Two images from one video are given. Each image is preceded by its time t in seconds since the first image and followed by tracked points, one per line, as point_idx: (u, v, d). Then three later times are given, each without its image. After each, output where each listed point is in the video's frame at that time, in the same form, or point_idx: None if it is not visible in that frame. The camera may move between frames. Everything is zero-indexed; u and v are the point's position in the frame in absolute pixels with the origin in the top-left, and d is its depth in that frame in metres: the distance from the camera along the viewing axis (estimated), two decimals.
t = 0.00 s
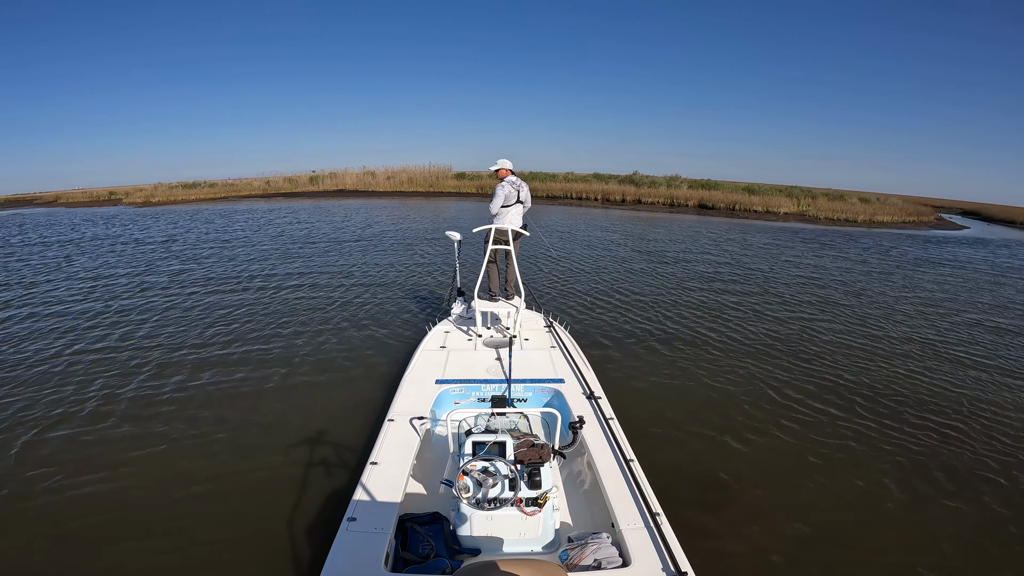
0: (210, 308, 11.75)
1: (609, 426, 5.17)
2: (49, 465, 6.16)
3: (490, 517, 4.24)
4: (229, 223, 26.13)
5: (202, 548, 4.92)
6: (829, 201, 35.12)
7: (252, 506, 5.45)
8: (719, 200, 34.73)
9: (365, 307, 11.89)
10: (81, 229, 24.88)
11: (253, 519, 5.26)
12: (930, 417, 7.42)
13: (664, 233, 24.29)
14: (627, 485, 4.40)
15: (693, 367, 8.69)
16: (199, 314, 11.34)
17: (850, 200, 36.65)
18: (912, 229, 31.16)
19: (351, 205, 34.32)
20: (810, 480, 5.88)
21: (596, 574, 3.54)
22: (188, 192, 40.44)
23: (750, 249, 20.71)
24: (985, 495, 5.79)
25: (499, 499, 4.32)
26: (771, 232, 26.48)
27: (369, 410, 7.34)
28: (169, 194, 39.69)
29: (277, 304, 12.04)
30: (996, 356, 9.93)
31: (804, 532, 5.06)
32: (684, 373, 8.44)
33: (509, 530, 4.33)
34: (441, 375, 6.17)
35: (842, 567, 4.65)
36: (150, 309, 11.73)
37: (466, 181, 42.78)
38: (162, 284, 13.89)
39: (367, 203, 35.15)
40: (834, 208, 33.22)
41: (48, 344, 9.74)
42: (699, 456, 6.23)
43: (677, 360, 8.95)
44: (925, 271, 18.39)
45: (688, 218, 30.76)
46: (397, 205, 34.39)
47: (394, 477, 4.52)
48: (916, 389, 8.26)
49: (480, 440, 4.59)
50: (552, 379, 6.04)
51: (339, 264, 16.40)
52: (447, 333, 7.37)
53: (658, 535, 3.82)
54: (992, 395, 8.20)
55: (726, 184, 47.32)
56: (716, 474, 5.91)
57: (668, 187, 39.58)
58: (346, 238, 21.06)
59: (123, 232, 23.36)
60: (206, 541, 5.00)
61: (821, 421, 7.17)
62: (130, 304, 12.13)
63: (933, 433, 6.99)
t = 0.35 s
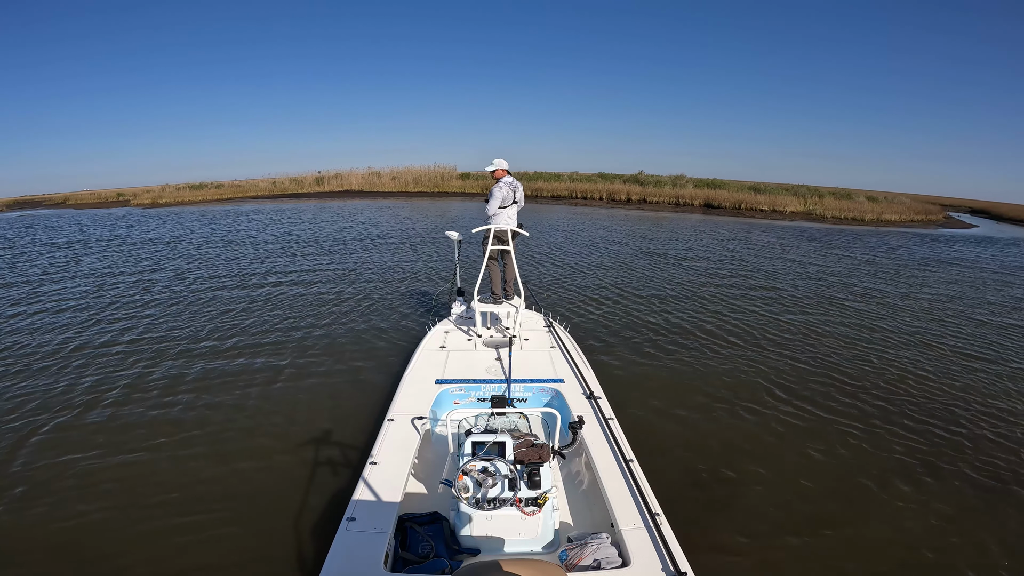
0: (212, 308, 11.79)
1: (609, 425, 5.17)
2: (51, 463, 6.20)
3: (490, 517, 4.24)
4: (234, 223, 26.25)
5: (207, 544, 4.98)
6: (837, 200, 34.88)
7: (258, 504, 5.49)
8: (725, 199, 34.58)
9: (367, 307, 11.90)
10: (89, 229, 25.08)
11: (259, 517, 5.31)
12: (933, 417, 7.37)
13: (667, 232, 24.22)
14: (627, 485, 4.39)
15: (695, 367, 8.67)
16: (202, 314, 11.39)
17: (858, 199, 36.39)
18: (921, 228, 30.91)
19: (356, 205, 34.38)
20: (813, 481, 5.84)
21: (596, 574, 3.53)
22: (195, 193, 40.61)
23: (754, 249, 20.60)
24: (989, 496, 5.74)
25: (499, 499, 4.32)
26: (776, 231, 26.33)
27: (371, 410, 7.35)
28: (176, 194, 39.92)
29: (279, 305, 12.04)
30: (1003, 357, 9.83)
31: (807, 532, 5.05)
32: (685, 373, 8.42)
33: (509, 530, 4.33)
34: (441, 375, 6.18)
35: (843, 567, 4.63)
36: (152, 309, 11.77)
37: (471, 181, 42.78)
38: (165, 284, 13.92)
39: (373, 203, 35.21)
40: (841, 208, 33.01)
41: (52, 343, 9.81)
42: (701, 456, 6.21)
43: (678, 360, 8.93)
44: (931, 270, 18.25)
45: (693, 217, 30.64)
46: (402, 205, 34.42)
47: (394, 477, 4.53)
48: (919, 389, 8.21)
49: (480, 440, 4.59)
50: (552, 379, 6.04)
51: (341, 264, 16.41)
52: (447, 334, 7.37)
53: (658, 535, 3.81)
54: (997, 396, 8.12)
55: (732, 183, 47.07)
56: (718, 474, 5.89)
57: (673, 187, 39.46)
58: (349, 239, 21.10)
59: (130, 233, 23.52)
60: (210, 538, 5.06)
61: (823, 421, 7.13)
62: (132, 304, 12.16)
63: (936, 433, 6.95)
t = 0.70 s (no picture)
0: (214, 306, 11.84)
1: (609, 425, 5.16)
2: (54, 459, 6.24)
3: (490, 517, 4.24)
4: (240, 222, 26.36)
5: (208, 543, 4.97)
6: (844, 202, 34.71)
7: (260, 503, 5.49)
8: (731, 200, 34.46)
9: (368, 306, 11.94)
10: (97, 227, 25.24)
11: (262, 514, 5.32)
12: (936, 420, 7.33)
13: (671, 233, 24.21)
14: (627, 485, 4.38)
15: (696, 368, 8.63)
16: (204, 312, 11.44)
17: (865, 201, 36.19)
18: (929, 230, 30.70)
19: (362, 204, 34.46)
20: (815, 483, 5.80)
21: (596, 574, 3.52)
22: (202, 192, 40.79)
23: (757, 250, 20.55)
24: (994, 500, 5.69)
25: (499, 499, 4.32)
26: (780, 233, 26.23)
27: (372, 409, 7.37)
28: (184, 193, 40.14)
29: (281, 303, 12.09)
30: (1008, 360, 9.77)
31: (810, 534, 5.01)
32: (687, 374, 8.39)
33: (509, 529, 4.33)
34: (441, 375, 6.19)
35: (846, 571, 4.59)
36: (155, 307, 11.83)
37: (477, 181, 42.79)
38: (168, 283, 13.98)
39: (378, 203, 35.28)
40: (849, 209, 32.85)
41: (56, 341, 9.88)
42: (702, 458, 6.18)
43: (680, 361, 8.90)
44: (936, 273, 18.15)
45: (699, 218, 30.58)
46: (408, 205, 34.52)
47: (394, 477, 4.53)
48: (923, 392, 8.16)
49: (480, 440, 4.58)
50: (552, 379, 6.04)
51: (344, 263, 16.47)
52: (447, 333, 7.38)
53: (658, 535, 3.80)
54: (1001, 399, 8.08)
55: (738, 185, 46.89)
56: (719, 475, 5.87)
57: (680, 188, 39.40)
58: (352, 238, 21.16)
59: (137, 231, 23.66)
60: (213, 537, 5.05)
61: (826, 423, 7.09)
62: (136, 302, 12.22)
63: (939, 436, 6.91)
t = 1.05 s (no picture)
0: (217, 303, 11.87)
1: (609, 425, 5.15)
2: (57, 454, 6.26)
3: (490, 517, 4.23)
4: (246, 219, 26.46)
5: (209, 539, 4.98)
6: (851, 206, 34.54)
7: (260, 500, 5.49)
8: (737, 203, 34.34)
9: (370, 304, 11.97)
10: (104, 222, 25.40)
11: (264, 512, 5.32)
12: (939, 426, 7.28)
13: (674, 236, 24.19)
14: (628, 485, 4.36)
15: (698, 371, 8.59)
16: (207, 308, 11.49)
17: (873, 206, 35.98)
18: (936, 236, 30.50)
19: (367, 203, 34.52)
20: (818, 489, 5.75)
21: (596, 574, 3.51)
22: (209, 188, 41.01)
23: (762, 253, 20.50)
24: (998, 507, 5.64)
25: (500, 499, 4.30)
26: (785, 237, 26.14)
27: (372, 407, 7.38)
28: (191, 189, 40.33)
29: (283, 300, 12.13)
30: (1013, 367, 9.70)
31: (814, 540, 4.97)
32: (688, 376, 8.34)
33: (509, 529, 4.32)
34: (441, 375, 6.18)
35: None
36: (158, 303, 11.87)
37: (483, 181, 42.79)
38: (172, 278, 14.04)
39: (384, 202, 35.36)
40: (856, 214, 32.68)
41: (59, 335, 9.93)
42: (704, 460, 6.14)
43: (681, 363, 8.85)
44: (941, 278, 18.05)
45: (704, 221, 30.49)
46: (413, 204, 34.57)
47: (394, 477, 4.53)
48: (925, 397, 8.11)
49: (480, 440, 4.57)
50: (552, 379, 6.03)
51: (346, 260, 16.51)
52: (447, 333, 7.37)
53: (658, 535, 3.79)
54: (1003, 405, 8.03)
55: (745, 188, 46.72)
56: (721, 478, 5.84)
57: (685, 191, 39.31)
58: (356, 236, 21.21)
59: (144, 226, 23.80)
60: (213, 534, 5.05)
61: (828, 428, 7.04)
62: (139, 297, 12.28)
63: (942, 442, 6.85)
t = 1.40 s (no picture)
0: (219, 302, 11.90)
1: (609, 425, 5.13)
2: (59, 452, 6.29)
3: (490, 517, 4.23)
4: (250, 218, 26.53)
5: (210, 539, 4.98)
6: (856, 208, 34.38)
7: (261, 500, 5.49)
8: (742, 205, 34.25)
9: (372, 303, 11.97)
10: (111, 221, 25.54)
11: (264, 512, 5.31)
12: (943, 428, 7.23)
13: (677, 236, 24.15)
14: (627, 485, 4.35)
15: (699, 371, 8.56)
16: (209, 307, 11.52)
17: (879, 207, 35.81)
18: (943, 238, 30.32)
19: (371, 203, 34.60)
20: (821, 491, 5.71)
21: (596, 573, 3.50)
22: (215, 188, 41.18)
23: (765, 255, 20.42)
24: (1003, 510, 5.59)
25: (500, 499, 4.29)
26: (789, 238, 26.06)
27: (373, 406, 7.38)
28: (197, 189, 40.53)
29: (285, 299, 12.14)
30: (1019, 370, 9.63)
31: (818, 543, 4.93)
32: (690, 377, 8.31)
33: (509, 529, 4.32)
34: (441, 375, 6.18)
35: None
36: (160, 301, 11.90)
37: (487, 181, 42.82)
38: (175, 277, 14.09)
39: (388, 202, 35.42)
40: (861, 215, 32.53)
41: (63, 333, 9.98)
42: (706, 462, 6.12)
43: (683, 364, 8.82)
44: (946, 280, 17.94)
45: (709, 222, 30.43)
46: (417, 204, 34.63)
47: (394, 477, 4.53)
48: (928, 400, 8.06)
49: (480, 440, 4.56)
50: (552, 379, 6.02)
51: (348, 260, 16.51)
52: (447, 334, 7.38)
53: (659, 536, 3.77)
54: (1008, 408, 7.97)
55: (750, 189, 46.58)
56: (723, 479, 5.82)
57: (690, 192, 39.23)
58: (358, 236, 21.22)
59: (149, 225, 23.89)
60: (213, 534, 5.05)
61: (830, 429, 7.00)
62: (142, 296, 12.33)
63: (945, 445, 6.81)
